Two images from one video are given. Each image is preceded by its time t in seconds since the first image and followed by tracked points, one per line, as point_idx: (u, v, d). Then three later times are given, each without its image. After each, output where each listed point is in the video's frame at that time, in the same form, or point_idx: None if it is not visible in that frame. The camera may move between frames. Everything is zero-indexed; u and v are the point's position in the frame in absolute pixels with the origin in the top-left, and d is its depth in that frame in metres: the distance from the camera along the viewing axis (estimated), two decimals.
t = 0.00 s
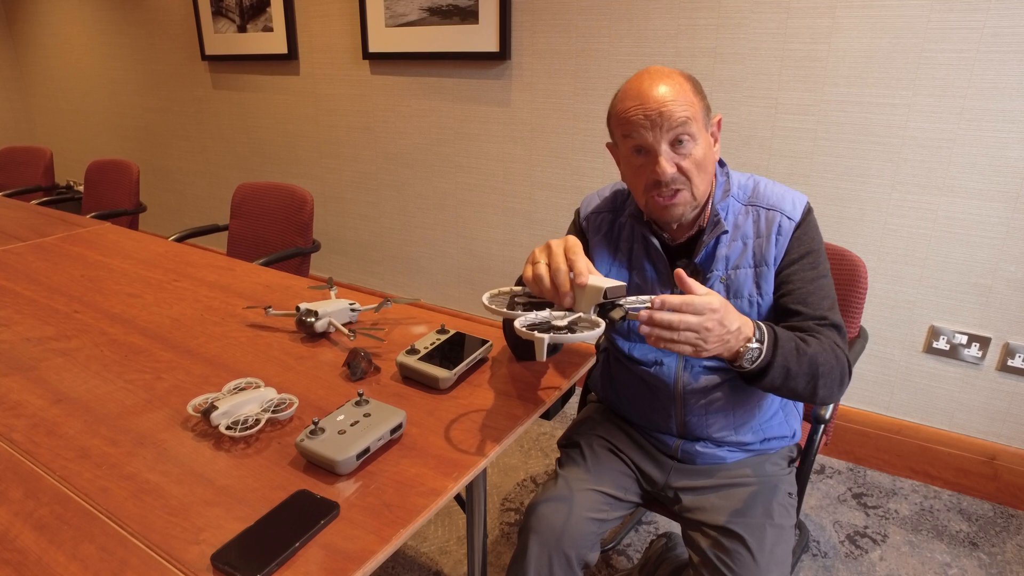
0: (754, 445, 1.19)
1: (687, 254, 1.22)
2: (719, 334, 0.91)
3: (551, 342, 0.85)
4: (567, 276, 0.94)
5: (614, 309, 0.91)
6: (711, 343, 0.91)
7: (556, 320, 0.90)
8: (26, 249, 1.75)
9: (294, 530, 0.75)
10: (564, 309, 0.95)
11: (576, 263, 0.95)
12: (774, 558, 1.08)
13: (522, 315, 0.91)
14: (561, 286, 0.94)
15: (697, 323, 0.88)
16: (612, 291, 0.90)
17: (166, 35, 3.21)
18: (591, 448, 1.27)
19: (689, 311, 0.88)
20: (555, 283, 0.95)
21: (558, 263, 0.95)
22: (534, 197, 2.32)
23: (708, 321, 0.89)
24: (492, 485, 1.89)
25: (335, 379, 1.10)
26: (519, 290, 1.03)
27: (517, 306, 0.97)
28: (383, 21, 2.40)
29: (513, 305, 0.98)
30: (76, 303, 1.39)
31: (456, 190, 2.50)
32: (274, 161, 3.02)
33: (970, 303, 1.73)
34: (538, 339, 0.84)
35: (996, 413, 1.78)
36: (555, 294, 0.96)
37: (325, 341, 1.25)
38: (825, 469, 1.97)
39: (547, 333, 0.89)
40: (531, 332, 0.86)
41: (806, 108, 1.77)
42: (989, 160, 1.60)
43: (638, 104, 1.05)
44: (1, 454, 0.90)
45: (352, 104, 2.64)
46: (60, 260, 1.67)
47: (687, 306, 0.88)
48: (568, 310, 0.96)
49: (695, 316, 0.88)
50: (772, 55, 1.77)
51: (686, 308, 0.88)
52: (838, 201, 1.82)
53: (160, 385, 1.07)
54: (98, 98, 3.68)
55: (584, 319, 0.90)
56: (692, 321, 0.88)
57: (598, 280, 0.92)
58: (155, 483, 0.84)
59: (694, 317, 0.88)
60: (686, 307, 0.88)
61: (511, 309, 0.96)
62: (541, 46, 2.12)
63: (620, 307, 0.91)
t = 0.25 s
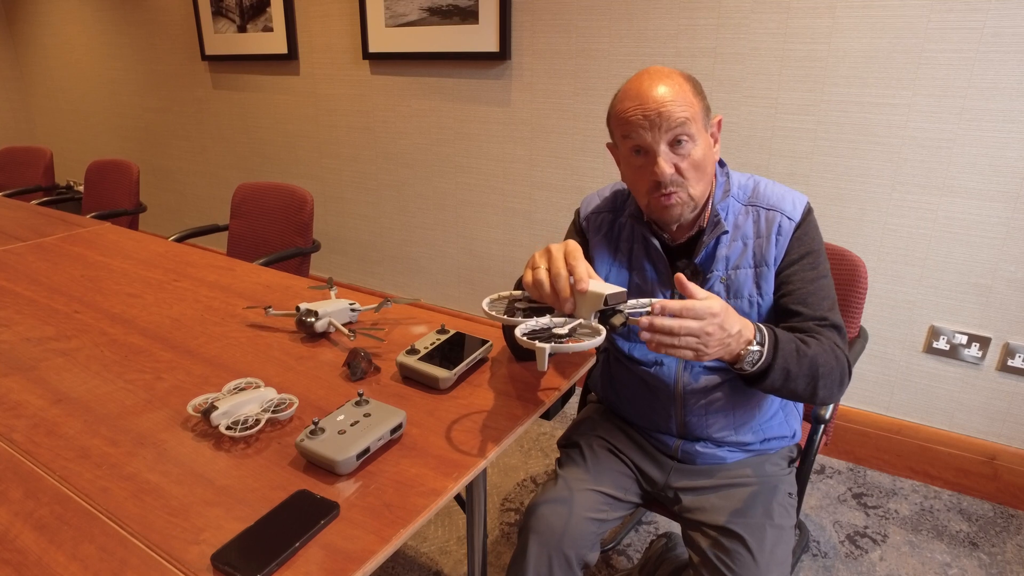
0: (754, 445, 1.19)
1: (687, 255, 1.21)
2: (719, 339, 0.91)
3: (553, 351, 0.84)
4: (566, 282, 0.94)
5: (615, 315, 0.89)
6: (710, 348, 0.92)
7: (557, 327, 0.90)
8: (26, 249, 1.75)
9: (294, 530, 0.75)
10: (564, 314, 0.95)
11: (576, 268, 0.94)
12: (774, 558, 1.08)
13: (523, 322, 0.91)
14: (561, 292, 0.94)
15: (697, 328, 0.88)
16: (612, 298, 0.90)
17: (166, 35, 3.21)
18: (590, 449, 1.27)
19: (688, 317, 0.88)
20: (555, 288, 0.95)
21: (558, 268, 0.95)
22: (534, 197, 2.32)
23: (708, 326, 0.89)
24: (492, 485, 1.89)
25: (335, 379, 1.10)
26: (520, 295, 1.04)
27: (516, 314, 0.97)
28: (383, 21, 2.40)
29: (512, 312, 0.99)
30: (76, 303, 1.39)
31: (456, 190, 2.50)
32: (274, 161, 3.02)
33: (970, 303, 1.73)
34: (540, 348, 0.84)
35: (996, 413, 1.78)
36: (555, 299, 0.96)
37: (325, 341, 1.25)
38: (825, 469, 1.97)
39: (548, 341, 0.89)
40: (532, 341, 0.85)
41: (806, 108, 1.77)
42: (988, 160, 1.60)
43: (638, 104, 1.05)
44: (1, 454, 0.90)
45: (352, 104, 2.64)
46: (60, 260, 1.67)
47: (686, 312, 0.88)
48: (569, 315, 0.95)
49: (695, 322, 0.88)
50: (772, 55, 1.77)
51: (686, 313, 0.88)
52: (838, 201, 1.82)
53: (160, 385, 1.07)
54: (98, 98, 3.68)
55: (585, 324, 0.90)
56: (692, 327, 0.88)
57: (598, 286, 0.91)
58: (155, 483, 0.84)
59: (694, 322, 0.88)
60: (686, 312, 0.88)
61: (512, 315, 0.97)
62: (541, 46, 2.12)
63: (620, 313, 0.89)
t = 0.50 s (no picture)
0: (753, 446, 1.19)
1: (687, 254, 1.22)
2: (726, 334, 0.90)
3: (550, 355, 0.83)
4: (566, 284, 0.94)
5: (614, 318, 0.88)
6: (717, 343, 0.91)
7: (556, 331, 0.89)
8: (27, 249, 1.75)
9: (294, 530, 0.75)
10: (563, 317, 0.94)
11: (576, 270, 0.95)
12: (774, 560, 1.08)
13: (522, 325, 0.91)
14: (560, 294, 0.94)
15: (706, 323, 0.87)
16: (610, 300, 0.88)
17: (166, 35, 3.21)
18: (589, 449, 1.27)
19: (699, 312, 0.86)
20: (554, 290, 0.95)
21: (557, 270, 0.95)
22: (534, 197, 2.32)
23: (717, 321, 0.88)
24: (492, 485, 1.89)
25: (335, 379, 1.10)
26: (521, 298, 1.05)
27: (516, 316, 0.99)
28: (383, 21, 2.40)
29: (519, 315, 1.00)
30: (76, 303, 1.39)
31: (456, 190, 2.50)
32: (274, 161, 3.02)
33: (969, 303, 1.73)
34: (535, 352, 0.83)
35: (996, 413, 1.78)
36: (554, 301, 0.96)
37: (325, 341, 1.25)
38: (825, 469, 1.97)
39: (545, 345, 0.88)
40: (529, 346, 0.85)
41: (805, 108, 1.77)
42: (988, 160, 1.60)
43: (640, 103, 1.05)
44: (1, 454, 0.90)
45: (352, 104, 2.64)
46: (60, 260, 1.67)
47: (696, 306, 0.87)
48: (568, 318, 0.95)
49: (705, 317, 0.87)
50: (772, 54, 1.77)
51: (696, 307, 0.86)
52: (838, 201, 1.82)
53: (160, 385, 1.07)
54: (98, 98, 3.68)
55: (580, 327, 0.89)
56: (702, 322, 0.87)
57: (597, 288, 0.91)
58: (155, 483, 0.84)
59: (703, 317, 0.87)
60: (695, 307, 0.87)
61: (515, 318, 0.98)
62: (541, 46, 2.12)
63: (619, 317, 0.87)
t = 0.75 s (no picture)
0: (752, 450, 1.19)
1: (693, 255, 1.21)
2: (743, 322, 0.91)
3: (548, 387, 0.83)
4: (568, 309, 0.93)
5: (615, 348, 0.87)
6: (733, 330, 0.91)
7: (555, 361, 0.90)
8: (27, 249, 1.75)
9: (295, 530, 0.75)
10: (563, 343, 0.95)
11: (578, 296, 0.93)
12: (771, 563, 1.07)
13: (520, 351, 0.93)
14: (562, 320, 0.94)
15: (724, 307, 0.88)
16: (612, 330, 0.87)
17: (166, 35, 3.21)
18: (587, 450, 1.28)
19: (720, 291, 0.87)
20: (556, 315, 0.95)
21: (559, 297, 0.93)
22: (534, 197, 2.32)
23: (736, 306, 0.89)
24: (492, 485, 1.89)
25: (335, 379, 1.10)
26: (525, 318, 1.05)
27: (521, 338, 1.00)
28: (383, 21, 2.40)
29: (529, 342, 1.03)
30: (76, 303, 1.39)
31: (456, 190, 2.50)
32: (274, 161, 3.02)
33: (969, 303, 1.73)
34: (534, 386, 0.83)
35: (996, 413, 1.78)
36: (556, 326, 0.95)
37: (325, 341, 1.25)
38: (825, 469, 1.97)
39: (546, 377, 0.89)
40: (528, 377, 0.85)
41: (805, 108, 1.77)
42: (988, 160, 1.60)
43: (655, 94, 1.05)
44: (1, 454, 0.90)
45: (352, 104, 2.64)
46: (60, 260, 1.67)
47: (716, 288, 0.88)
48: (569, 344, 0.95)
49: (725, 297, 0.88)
50: (772, 54, 1.77)
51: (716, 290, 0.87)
52: (838, 201, 1.82)
53: (160, 385, 1.07)
54: (98, 98, 3.68)
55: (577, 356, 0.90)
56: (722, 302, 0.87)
57: (599, 317, 0.89)
58: (156, 483, 0.84)
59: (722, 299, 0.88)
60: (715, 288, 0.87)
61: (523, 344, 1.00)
62: (541, 46, 2.12)
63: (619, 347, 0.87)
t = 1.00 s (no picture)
0: (751, 455, 1.19)
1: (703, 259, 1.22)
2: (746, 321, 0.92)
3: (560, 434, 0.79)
4: (579, 344, 0.93)
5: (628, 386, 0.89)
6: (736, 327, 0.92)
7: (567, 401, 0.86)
8: (27, 249, 1.75)
9: (294, 530, 0.75)
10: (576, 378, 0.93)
11: (590, 329, 0.93)
12: (769, 567, 1.07)
13: (535, 392, 0.88)
14: (574, 355, 0.93)
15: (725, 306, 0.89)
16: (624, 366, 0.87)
17: (166, 35, 3.21)
18: (586, 452, 1.28)
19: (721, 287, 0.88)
20: (567, 350, 0.95)
21: (570, 330, 0.94)
22: (534, 197, 2.32)
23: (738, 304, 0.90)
24: (493, 485, 1.89)
25: (335, 379, 1.10)
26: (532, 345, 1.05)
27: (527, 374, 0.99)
28: (383, 21, 2.40)
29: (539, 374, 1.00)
30: (76, 303, 1.40)
31: (456, 190, 2.50)
32: (274, 161, 3.02)
33: (970, 303, 1.73)
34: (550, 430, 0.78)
35: (996, 413, 1.78)
36: (567, 361, 0.95)
37: (325, 341, 1.25)
38: (825, 469, 1.97)
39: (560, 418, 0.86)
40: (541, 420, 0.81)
41: (805, 108, 1.77)
42: (988, 160, 1.60)
43: (680, 89, 1.04)
44: (1, 454, 0.90)
45: (352, 104, 2.64)
46: (60, 260, 1.67)
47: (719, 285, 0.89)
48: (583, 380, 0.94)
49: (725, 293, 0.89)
50: (772, 54, 1.77)
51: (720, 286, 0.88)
52: (838, 200, 1.82)
53: (160, 385, 1.07)
54: (98, 98, 3.68)
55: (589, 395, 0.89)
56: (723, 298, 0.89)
57: (611, 351, 0.89)
58: (156, 483, 0.84)
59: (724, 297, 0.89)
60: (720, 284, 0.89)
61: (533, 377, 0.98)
62: (541, 46, 2.12)
63: (633, 384, 0.89)
